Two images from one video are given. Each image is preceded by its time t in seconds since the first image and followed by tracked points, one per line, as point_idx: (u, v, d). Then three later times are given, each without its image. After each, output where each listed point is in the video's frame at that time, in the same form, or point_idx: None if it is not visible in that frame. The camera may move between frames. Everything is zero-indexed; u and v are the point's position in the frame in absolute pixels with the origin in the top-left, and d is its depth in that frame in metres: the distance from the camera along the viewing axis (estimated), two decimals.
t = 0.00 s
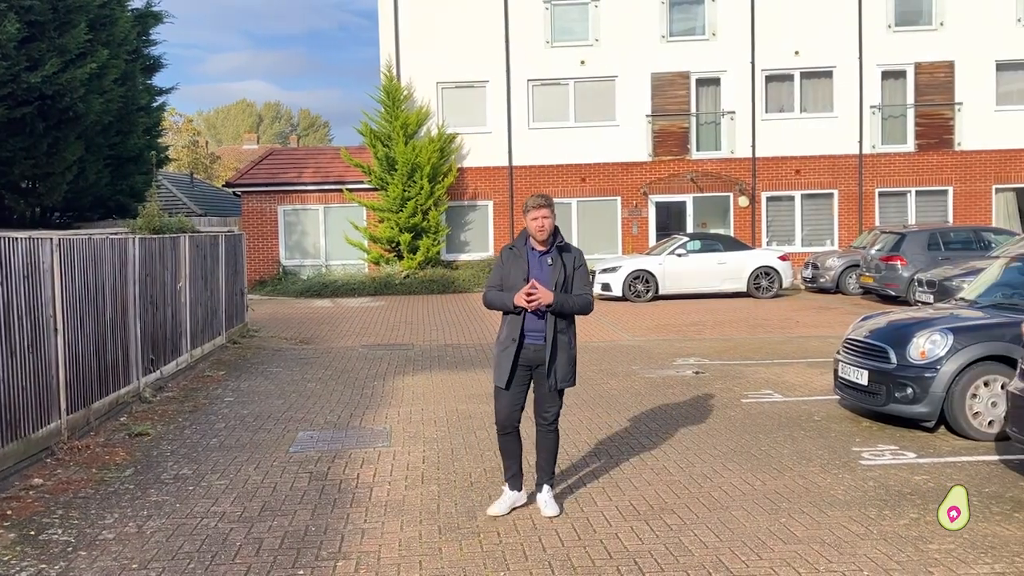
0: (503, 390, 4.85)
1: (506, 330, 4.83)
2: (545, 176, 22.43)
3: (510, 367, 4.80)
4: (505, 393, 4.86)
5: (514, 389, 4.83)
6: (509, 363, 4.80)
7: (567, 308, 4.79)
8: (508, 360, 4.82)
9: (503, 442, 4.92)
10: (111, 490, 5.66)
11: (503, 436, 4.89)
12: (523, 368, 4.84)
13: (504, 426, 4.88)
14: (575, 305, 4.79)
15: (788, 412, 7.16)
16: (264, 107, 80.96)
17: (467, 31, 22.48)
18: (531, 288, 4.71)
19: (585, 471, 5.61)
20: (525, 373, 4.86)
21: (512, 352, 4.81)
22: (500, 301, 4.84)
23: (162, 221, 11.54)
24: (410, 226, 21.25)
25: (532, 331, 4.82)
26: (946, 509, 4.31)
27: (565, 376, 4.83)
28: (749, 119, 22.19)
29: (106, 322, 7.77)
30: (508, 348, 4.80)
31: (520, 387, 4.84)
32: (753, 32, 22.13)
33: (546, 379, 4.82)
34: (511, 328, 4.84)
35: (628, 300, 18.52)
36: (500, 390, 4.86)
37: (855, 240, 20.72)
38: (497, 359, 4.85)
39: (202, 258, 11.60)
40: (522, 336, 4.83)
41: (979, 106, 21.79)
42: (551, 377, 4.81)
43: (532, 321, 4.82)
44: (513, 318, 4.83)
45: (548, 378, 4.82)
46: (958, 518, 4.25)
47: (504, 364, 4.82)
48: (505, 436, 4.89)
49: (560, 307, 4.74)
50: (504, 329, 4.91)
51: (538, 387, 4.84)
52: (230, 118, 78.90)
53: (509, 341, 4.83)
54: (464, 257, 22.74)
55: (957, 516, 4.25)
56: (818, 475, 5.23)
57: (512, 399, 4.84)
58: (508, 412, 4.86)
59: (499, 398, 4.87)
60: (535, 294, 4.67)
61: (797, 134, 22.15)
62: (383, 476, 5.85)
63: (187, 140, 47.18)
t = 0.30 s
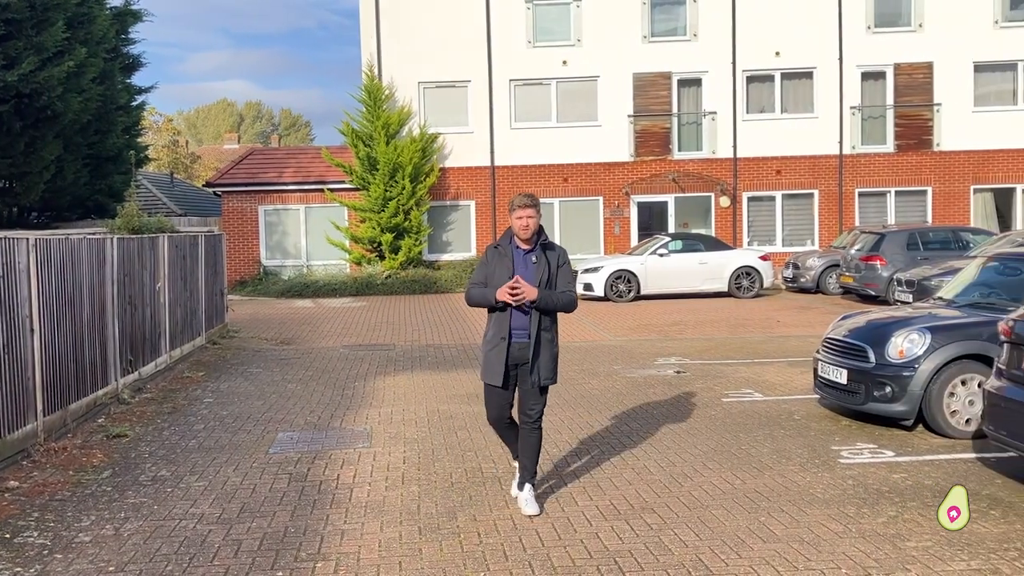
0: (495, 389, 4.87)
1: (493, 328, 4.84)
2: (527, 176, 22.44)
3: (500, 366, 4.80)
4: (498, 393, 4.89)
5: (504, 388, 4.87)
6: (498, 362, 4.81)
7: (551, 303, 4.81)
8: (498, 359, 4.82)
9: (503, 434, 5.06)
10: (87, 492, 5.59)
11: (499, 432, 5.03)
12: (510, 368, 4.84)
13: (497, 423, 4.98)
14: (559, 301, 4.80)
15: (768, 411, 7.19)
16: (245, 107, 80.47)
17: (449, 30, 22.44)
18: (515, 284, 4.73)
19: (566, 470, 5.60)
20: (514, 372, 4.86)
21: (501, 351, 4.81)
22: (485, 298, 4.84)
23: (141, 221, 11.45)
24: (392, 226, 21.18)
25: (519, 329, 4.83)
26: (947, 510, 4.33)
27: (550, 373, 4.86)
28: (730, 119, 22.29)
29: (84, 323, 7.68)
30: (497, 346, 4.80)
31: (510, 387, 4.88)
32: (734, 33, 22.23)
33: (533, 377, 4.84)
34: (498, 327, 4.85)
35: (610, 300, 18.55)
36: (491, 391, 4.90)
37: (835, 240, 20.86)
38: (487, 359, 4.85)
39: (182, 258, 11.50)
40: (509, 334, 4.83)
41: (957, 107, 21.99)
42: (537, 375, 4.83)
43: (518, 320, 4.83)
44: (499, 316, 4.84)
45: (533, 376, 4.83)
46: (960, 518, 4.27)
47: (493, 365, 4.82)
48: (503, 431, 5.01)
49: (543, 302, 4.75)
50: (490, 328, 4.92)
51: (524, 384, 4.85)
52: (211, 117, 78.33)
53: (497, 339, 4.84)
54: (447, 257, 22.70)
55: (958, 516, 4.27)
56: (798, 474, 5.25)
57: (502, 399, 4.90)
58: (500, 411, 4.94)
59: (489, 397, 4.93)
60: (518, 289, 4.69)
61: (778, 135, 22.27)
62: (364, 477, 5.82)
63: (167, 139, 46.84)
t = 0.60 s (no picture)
0: (483, 386, 4.90)
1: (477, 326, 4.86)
2: (511, 176, 22.44)
3: (486, 365, 4.82)
4: (487, 390, 4.93)
5: (491, 386, 4.90)
6: (484, 360, 4.82)
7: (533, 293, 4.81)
8: (483, 357, 4.83)
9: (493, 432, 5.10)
10: (66, 495, 5.53)
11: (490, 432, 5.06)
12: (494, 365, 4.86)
13: (486, 421, 5.02)
14: (542, 294, 4.80)
15: (750, 411, 7.22)
16: (228, 107, 80.03)
17: (433, 30, 22.40)
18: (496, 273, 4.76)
19: (549, 470, 5.60)
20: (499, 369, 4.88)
21: (487, 349, 4.83)
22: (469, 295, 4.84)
23: (122, 222, 11.36)
24: (376, 226, 21.11)
25: (502, 327, 4.84)
26: (946, 510, 4.27)
27: (533, 369, 4.85)
28: (714, 120, 22.37)
29: (64, 325, 7.60)
30: (482, 344, 4.82)
31: (498, 385, 4.91)
32: (717, 34, 22.32)
33: (517, 374, 4.84)
34: (482, 324, 4.87)
35: (594, 301, 18.58)
36: (480, 389, 4.95)
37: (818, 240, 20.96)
38: (473, 357, 4.87)
39: (163, 258, 11.40)
40: (493, 332, 4.86)
41: (938, 108, 22.17)
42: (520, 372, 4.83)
43: (501, 317, 4.85)
44: (484, 313, 4.88)
45: (518, 373, 4.84)
46: (959, 518, 4.23)
47: (479, 362, 4.85)
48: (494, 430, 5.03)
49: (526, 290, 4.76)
50: (475, 326, 4.95)
51: (509, 382, 4.86)
52: (194, 117, 77.81)
53: (482, 337, 4.86)
54: (430, 257, 22.66)
55: (957, 516, 4.23)
56: (780, 473, 5.27)
57: (490, 397, 4.94)
58: (489, 409, 4.98)
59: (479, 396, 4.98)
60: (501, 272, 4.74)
61: (761, 136, 22.38)
62: (346, 478, 5.80)
63: (150, 139, 46.51)
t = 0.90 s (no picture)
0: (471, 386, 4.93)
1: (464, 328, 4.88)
2: (498, 177, 22.46)
3: (472, 365, 4.85)
4: (476, 391, 4.96)
5: (479, 386, 4.92)
6: (471, 360, 4.85)
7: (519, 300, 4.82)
8: (469, 357, 4.86)
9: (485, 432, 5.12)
10: (49, 497, 5.48)
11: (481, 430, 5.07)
12: (481, 365, 4.88)
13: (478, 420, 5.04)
14: (527, 299, 4.80)
15: (734, 411, 7.25)
16: (213, 107, 79.68)
17: (420, 31, 22.39)
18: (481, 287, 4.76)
19: (533, 471, 5.60)
20: (486, 369, 4.90)
21: (472, 351, 4.86)
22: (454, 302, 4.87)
23: (106, 222, 11.31)
24: (362, 227, 21.06)
25: (488, 328, 4.86)
26: (946, 510, 4.34)
27: (518, 369, 4.84)
28: (699, 121, 22.46)
29: (47, 326, 7.55)
30: (468, 345, 4.85)
31: (487, 385, 4.92)
32: (703, 35, 22.41)
33: (503, 373, 4.83)
34: (468, 326, 4.89)
35: (580, 301, 18.62)
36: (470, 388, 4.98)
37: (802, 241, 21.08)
38: (460, 358, 4.91)
39: (148, 259, 11.34)
40: (479, 333, 4.88)
41: (921, 109, 22.34)
42: (506, 371, 4.82)
43: (486, 318, 4.86)
44: (469, 316, 4.88)
45: (504, 373, 4.84)
46: (959, 518, 4.28)
47: (466, 363, 4.88)
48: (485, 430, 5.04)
49: (511, 301, 4.77)
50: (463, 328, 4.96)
51: (495, 381, 4.87)
52: (178, 117, 77.38)
53: (468, 338, 4.88)
54: (417, 258, 22.63)
55: (957, 516, 4.28)
56: (763, 472, 5.30)
57: (480, 397, 4.96)
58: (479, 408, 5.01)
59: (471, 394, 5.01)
60: (485, 292, 4.73)
61: (746, 137, 22.47)
62: (329, 479, 5.78)
63: (134, 139, 46.16)
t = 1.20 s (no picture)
0: (468, 387, 4.95)
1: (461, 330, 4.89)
2: (487, 178, 22.47)
3: (469, 366, 4.87)
4: (472, 391, 4.98)
5: (477, 386, 4.93)
6: (469, 361, 4.87)
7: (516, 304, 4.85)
8: (467, 359, 4.88)
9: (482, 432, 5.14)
10: (39, 499, 5.46)
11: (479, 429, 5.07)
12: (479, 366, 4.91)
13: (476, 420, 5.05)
14: (524, 302, 4.83)
15: (724, 411, 7.29)
16: (201, 107, 79.37)
17: (409, 31, 22.37)
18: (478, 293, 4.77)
19: (525, 472, 5.62)
20: (484, 369, 4.91)
21: (470, 352, 4.87)
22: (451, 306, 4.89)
23: (94, 223, 11.27)
24: (351, 227, 21.02)
25: (485, 330, 4.87)
26: (946, 509, 4.35)
27: (516, 369, 4.85)
28: (688, 122, 22.53)
29: (36, 327, 7.52)
30: (465, 347, 4.87)
31: (485, 385, 4.94)
32: (691, 36, 22.47)
33: (501, 374, 4.84)
34: (465, 328, 4.90)
35: (570, 302, 18.65)
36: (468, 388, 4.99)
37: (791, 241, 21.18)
38: (457, 360, 4.93)
39: (137, 260, 11.30)
40: (477, 334, 4.88)
41: (908, 110, 22.47)
42: (504, 371, 4.83)
43: (483, 319, 4.87)
44: (467, 318, 4.90)
45: (501, 372, 4.85)
46: (958, 518, 4.29)
47: (464, 364, 4.91)
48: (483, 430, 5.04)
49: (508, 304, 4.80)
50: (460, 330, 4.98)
51: (492, 381, 4.90)
52: (166, 117, 77.03)
53: (465, 340, 4.90)
54: (406, 259, 22.62)
55: (957, 516, 4.29)
56: (753, 472, 5.34)
57: (478, 396, 4.97)
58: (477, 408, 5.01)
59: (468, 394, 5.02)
60: (483, 297, 4.74)
61: (735, 138, 22.56)
62: (321, 480, 5.78)
63: (122, 139, 45.89)
